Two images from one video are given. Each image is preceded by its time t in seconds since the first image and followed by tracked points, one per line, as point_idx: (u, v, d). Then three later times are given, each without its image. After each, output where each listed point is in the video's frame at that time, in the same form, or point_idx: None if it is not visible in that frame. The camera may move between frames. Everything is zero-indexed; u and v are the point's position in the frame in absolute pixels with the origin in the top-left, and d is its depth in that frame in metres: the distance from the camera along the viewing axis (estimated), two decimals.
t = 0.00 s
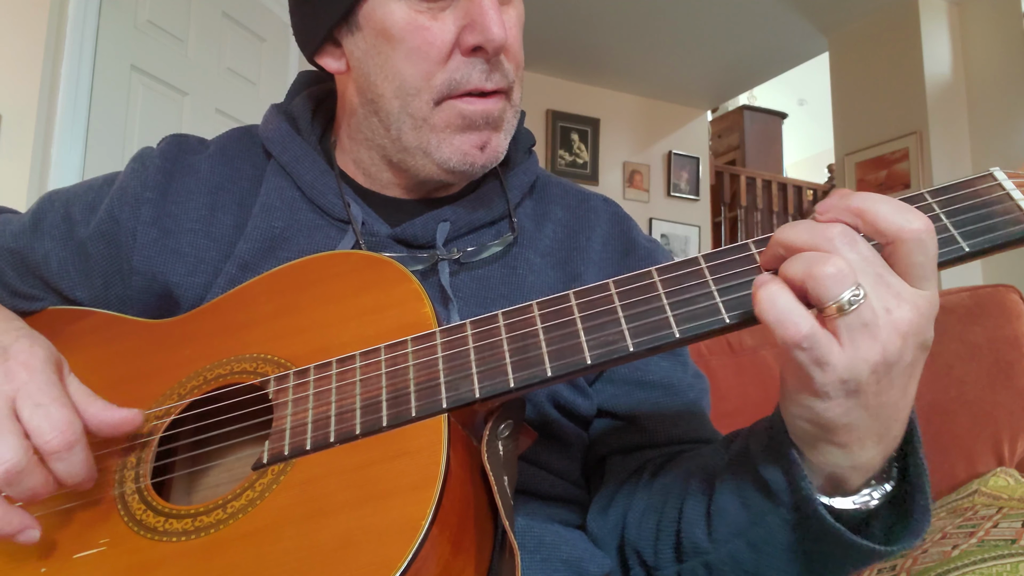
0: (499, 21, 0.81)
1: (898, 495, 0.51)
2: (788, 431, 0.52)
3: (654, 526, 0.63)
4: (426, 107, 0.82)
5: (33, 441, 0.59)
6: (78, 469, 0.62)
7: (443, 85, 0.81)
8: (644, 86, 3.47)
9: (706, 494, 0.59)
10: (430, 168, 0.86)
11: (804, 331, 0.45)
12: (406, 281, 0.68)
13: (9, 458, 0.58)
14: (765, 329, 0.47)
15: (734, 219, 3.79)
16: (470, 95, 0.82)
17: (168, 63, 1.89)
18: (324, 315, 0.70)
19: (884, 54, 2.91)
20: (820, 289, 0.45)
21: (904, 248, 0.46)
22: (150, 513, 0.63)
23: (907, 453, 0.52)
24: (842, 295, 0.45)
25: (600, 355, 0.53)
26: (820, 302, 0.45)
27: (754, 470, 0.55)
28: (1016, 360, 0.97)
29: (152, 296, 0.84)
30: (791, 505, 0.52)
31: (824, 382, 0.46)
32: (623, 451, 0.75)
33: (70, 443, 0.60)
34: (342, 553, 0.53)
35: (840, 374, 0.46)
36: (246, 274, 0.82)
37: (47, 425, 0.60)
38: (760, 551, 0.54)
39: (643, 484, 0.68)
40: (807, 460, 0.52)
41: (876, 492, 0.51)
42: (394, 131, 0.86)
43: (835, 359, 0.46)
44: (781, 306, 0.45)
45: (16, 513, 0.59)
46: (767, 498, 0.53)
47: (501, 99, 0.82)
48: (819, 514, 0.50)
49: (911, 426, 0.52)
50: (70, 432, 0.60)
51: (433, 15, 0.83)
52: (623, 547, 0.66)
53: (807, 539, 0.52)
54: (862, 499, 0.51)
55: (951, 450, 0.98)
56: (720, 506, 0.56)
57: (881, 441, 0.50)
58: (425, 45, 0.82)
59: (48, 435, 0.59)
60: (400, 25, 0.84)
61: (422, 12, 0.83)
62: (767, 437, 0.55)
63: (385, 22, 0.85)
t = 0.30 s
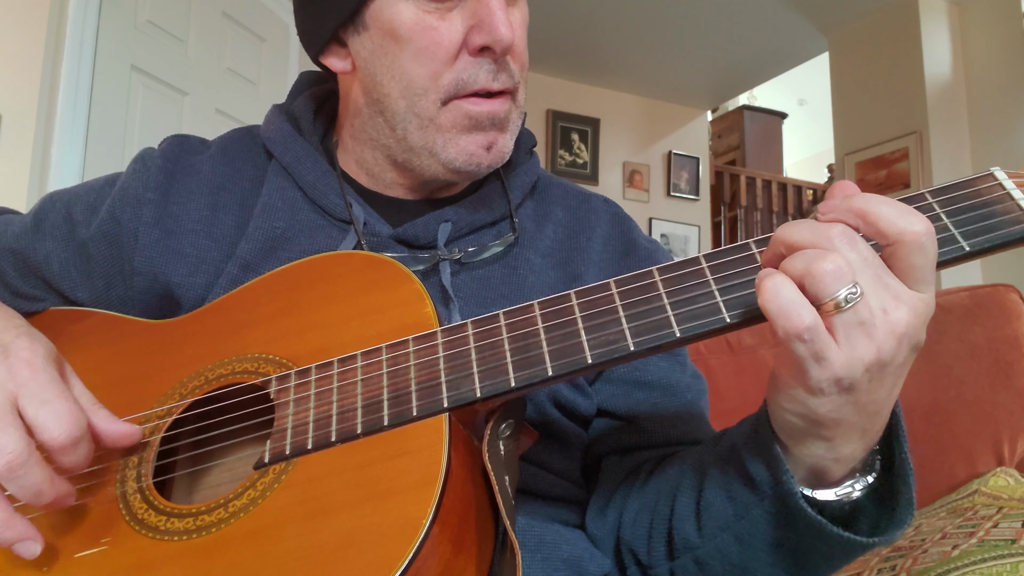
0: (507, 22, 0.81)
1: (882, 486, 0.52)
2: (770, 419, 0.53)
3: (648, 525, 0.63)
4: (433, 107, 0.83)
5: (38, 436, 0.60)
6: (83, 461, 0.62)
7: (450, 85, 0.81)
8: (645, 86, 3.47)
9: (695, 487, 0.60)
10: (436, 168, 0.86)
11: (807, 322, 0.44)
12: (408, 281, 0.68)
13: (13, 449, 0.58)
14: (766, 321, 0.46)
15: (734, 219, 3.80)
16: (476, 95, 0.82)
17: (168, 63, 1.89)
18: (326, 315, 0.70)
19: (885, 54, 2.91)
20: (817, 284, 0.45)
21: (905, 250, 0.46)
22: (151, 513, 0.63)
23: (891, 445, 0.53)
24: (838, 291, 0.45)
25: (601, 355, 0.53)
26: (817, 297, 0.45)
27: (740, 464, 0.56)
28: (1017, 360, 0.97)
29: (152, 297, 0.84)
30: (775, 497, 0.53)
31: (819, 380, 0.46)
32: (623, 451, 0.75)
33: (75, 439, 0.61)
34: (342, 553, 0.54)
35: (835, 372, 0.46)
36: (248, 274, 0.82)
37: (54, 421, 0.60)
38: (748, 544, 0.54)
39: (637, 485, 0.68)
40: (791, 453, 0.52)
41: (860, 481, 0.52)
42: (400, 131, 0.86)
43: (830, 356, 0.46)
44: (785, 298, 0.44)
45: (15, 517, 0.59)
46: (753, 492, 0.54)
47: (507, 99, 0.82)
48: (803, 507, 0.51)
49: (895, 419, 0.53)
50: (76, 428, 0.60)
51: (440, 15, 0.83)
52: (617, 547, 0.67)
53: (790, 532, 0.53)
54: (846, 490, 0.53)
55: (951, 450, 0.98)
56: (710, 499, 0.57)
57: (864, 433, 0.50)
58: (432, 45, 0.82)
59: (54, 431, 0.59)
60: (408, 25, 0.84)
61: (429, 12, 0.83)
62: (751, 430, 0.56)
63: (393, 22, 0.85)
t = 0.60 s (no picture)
0: (508, 21, 0.81)
1: (880, 485, 0.52)
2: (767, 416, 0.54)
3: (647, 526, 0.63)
4: (435, 107, 0.82)
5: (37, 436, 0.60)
6: (85, 459, 0.62)
7: (452, 85, 0.81)
8: (645, 86, 3.47)
9: (693, 486, 0.60)
10: (438, 168, 0.86)
11: (805, 322, 0.44)
12: (408, 282, 0.68)
13: (24, 459, 0.58)
14: (764, 320, 0.46)
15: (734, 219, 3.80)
16: (477, 95, 0.82)
17: (168, 63, 1.89)
18: (326, 316, 0.70)
19: (885, 54, 2.91)
20: (814, 284, 0.45)
21: (902, 249, 0.46)
22: (151, 512, 0.63)
23: (890, 444, 0.53)
24: (835, 291, 0.45)
25: (601, 354, 0.53)
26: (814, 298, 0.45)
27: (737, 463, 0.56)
28: (1017, 360, 0.97)
29: (152, 297, 0.84)
30: (772, 496, 0.53)
31: (817, 379, 0.46)
32: (622, 451, 0.75)
33: (75, 431, 0.60)
34: (342, 553, 0.54)
35: (833, 371, 0.46)
36: (247, 275, 0.82)
37: (50, 416, 0.60)
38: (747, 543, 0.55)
39: (637, 486, 0.68)
40: (789, 452, 0.53)
41: (858, 481, 0.53)
42: (402, 131, 0.86)
43: (828, 356, 0.46)
44: (784, 298, 0.44)
45: (25, 516, 0.60)
46: (750, 490, 0.54)
47: (508, 99, 0.82)
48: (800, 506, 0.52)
49: (894, 418, 0.53)
50: (73, 421, 0.61)
51: (441, 15, 0.83)
52: (617, 547, 0.67)
53: (787, 532, 0.53)
54: (844, 490, 0.53)
55: (951, 450, 0.98)
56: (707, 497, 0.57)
57: (862, 433, 0.50)
58: (434, 45, 0.82)
59: (52, 425, 0.60)
60: (409, 25, 0.84)
61: (430, 13, 0.83)
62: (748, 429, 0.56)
63: (394, 23, 0.85)
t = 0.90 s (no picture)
0: (508, 22, 0.81)
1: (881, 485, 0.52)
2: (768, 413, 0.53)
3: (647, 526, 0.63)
4: (434, 107, 0.82)
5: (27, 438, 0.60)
6: (75, 461, 0.62)
7: (452, 85, 0.81)
8: (645, 86, 3.47)
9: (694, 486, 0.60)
10: (437, 168, 0.85)
11: (807, 319, 0.44)
12: (407, 281, 0.68)
13: (13, 463, 0.60)
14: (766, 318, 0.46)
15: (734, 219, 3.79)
16: (477, 95, 0.82)
17: (169, 63, 1.90)
18: (324, 315, 0.70)
19: (885, 54, 2.91)
20: (814, 281, 0.45)
21: (903, 246, 0.46)
22: (151, 513, 0.63)
23: (891, 444, 0.53)
24: (836, 288, 0.45)
25: (600, 353, 0.53)
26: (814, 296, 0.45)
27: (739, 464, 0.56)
28: (1017, 360, 0.97)
29: (151, 297, 0.84)
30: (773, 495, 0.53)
31: (817, 377, 0.46)
32: (623, 451, 0.75)
33: (64, 436, 0.61)
34: (342, 553, 0.53)
35: (834, 369, 0.46)
36: (246, 274, 0.82)
37: (41, 419, 0.60)
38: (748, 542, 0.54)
39: (638, 486, 0.68)
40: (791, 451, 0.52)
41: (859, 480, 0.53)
42: (401, 132, 0.86)
43: (830, 353, 0.46)
44: (785, 296, 0.44)
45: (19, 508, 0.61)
46: (751, 489, 0.54)
47: (508, 99, 0.82)
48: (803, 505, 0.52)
49: (896, 417, 0.52)
50: (63, 426, 0.60)
51: (441, 15, 0.83)
52: (617, 548, 0.67)
53: (788, 531, 0.53)
54: (844, 489, 0.53)
55: (951, 450, 0.98)
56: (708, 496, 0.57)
57: (863, 433, 0.50)
58: (434, 46, 0.82)
59: (42, 428, 0.60)
60: (409, 25, 0.84)
61: (430, 13, 0.83)
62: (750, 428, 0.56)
63: (394, 23, 0.85)
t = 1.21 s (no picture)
0: (501, 19, 0.80)
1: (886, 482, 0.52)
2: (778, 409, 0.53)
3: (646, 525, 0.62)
4: (428, 107, 0.82)
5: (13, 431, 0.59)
6: (61, 459, 0.61)
7: (445, 85, 0.81)
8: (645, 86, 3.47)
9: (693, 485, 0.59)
10: (431, 168, 0.85)
11: (832, 323, 0.44)
12: (405, 279, 0.68)
13: None
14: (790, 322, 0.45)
15: (734, 219, 3.79)
16: (471, 95, 0.81)
17: (167, 63, 1.89)
18: (322, 315, 0.69)
19: (885, 54, 2.90)
20: (833, 284, 0.44)
21: (919, 246, 0.46)
22: (146, 515, 0.62)
23: (897, 439, 0.52)
24: (856, 290, 0.44)
25: (600, 355, 0.52)
26: (840, 300, 0.44)
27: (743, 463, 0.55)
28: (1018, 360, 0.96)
29: (146, 296, 0.83)
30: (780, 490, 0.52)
31: (839, 380, 0.46)
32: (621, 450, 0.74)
33: (50, 431, 0.60)
34: (340, 556, 0.53)
35: (856, 372, 0.45)
36: (241, 273, 0.82)
37: (26, 413, 0.59)
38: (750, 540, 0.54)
39: (634, 485, 0.67)
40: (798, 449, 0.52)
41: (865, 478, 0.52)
42: (395, 131, 0.85)
43: (853, 356, 0.45)
44: (808, 300, 0.44)
45: None
46: (758, 487, 0.53)
47: (501, 98, 0.81)
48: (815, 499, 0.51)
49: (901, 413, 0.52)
50: (50, 419, 0.60)
51: (433, 14, 0.82)
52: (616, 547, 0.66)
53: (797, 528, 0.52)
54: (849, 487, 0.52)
55: (951, 450, 0.97)
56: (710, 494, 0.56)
57: (871, 431, 0.50)
58: (425, 45, 0.82)
59: (27, 422, 0.59)
60: (401, 24, 0.83)
61: (422, 11, 0.83)
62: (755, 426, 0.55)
63: (386, 22, 0.85)
